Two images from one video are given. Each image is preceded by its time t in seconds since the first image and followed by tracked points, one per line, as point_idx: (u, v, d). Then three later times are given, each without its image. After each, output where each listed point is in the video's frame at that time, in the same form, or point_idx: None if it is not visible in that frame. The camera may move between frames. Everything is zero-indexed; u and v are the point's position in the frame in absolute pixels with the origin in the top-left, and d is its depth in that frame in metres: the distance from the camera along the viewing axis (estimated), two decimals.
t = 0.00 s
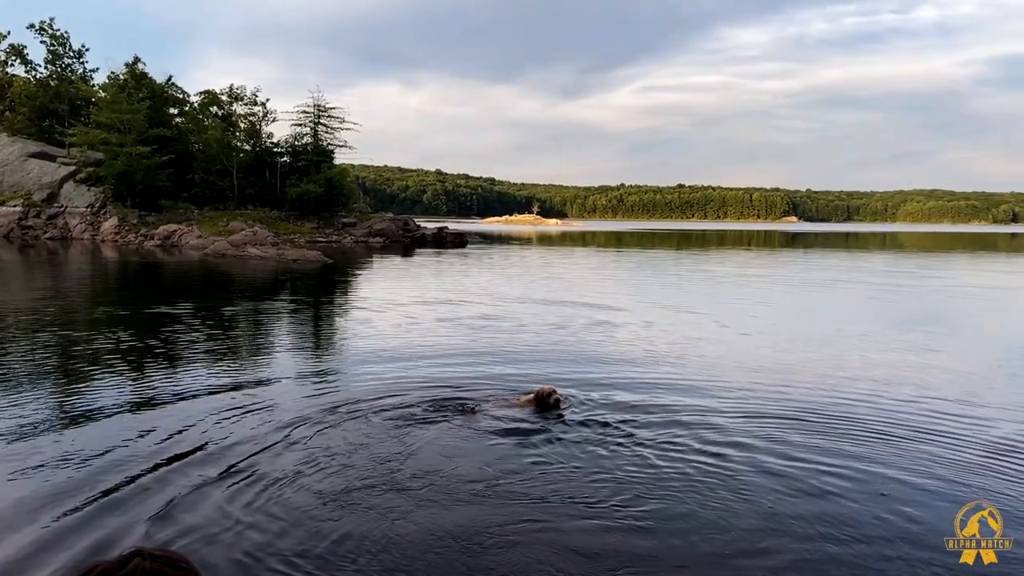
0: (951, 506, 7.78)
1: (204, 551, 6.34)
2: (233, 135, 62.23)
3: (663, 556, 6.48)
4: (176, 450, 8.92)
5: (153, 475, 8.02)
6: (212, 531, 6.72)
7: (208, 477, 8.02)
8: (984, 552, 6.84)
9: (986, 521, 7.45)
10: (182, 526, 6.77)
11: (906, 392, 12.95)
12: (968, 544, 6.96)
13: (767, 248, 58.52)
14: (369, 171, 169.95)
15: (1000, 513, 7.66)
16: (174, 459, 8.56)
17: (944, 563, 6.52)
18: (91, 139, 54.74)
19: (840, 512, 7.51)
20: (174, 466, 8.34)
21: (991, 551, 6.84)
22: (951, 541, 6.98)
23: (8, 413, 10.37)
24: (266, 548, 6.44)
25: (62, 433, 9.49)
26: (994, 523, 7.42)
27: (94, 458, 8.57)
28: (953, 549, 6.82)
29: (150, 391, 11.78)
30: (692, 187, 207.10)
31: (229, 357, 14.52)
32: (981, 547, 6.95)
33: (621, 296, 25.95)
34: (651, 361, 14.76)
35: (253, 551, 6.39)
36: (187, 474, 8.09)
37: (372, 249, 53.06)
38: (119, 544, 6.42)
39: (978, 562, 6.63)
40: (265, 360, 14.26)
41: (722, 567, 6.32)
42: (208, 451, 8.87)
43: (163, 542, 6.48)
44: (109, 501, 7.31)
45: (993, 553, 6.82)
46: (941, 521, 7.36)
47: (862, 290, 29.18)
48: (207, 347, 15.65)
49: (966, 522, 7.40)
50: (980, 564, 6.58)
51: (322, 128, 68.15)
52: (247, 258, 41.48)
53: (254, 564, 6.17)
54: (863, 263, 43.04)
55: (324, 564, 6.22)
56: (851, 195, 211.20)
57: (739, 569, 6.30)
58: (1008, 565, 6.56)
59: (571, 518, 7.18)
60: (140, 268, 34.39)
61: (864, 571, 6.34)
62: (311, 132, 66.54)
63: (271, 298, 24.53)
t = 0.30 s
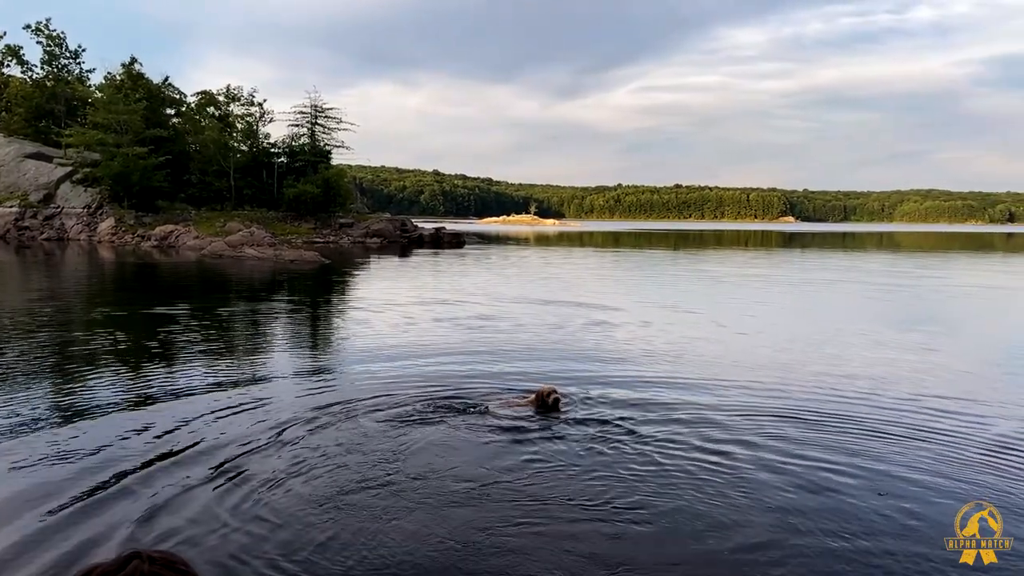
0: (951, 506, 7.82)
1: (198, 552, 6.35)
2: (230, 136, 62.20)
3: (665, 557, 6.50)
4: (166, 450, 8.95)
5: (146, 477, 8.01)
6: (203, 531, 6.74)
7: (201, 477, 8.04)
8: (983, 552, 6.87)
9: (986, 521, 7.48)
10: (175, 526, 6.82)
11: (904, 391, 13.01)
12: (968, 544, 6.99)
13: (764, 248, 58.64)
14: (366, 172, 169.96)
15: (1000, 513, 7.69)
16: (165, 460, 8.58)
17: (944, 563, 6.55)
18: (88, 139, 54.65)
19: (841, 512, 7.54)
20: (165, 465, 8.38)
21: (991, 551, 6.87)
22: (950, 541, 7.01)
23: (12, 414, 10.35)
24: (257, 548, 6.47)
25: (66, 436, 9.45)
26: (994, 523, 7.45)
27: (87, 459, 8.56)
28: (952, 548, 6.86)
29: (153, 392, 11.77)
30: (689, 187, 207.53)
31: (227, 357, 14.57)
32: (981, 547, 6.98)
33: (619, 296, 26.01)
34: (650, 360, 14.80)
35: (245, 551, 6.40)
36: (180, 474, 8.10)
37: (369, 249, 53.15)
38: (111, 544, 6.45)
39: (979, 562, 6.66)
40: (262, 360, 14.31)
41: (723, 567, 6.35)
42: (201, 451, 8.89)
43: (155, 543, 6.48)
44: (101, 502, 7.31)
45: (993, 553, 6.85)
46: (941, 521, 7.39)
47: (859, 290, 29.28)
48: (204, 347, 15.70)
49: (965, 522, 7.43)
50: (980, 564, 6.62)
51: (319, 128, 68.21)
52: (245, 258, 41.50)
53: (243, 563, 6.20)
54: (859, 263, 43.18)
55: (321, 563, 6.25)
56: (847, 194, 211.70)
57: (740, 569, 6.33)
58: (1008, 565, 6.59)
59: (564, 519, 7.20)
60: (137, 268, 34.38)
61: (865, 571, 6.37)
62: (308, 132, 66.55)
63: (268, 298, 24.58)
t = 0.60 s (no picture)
0: (951, 506, 7.79)
1: (184, 553, 6.34)
2: (227, 136, 62.15)
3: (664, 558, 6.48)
4: (157, 450, 8.94)
5: (137, 477, 7.99)
6: (192, 531, 6.74)
7: (193, 477, 8.03)
8: (983, 552, 6.85)
9: (986, 521, 7.45)
10: (164, 527, 6.81)
11: (903, 391, 13.00)
12: (969, 544, 6.96)
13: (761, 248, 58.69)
14: (364, 172, 169.91)
15: (1000, 513, 7.65)
16: (157, 460, 8.57)
17: (943, 563, 6.52)
18: (84, 140, 54.53)
19: (841, 512, 7.52)
20: (156, 465, 8.37)
21: (991, 551, 6.85)
22: (951, 541, 6.98)
23: (8, 414, 10.35)
24: (247, 548, 6.47)
25: (59, 435, 9.45)
26: (994, 523, 7.42)
27: (80, 459, 8.56)
28: (953, 548, 6.83)
29: (149, 392, 11.81)
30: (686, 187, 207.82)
31: (224, 358, 14.59)
32: (982, 547, 6.95)
33: (616, 296, 26.01)
34: (649, 361, 14.79)
35: (234, 552, 6.39)
36: (171, 474, 8.10)
37: (367, 250, 53.14)
38: (98, 545, 6.44)
39: (979, 562, 6.64)
40: (259, 362, 14.32)
41: (723, 567, 6.33)
42: (193, 451, 8.88)
43: (143, 543, 6.48)
44: (91, 502, 7.31)
45: (994, 553, 6.83)
46: (941, 521, 7.36)
47: (856, 290, 29.33)
48: (202, 348, 15.71)
49: (966, 522, 7.40)
50: (980, 564, 6.59)
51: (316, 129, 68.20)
52: (242, 259, 41.47)
53: (230, 565, 6.18)
54: (857, 263, 43.24)
55: (311, 563, 6.27)
56: (844, 195, 212.14)
57: (739, 570, 6.31)
58: (1009, 565, 6.56)
59: (558, 523, 7.13)
60: (134, 269, 34.36)
61: (864, 571, 6.35)
62: (305, 133, 66.51)
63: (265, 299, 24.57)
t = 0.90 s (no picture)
0: (951, 506, 7.79)
1: (179, 555, 6.33)
2: (224, 137, 62.09)
3: (663, 558, 6.51)
4: (153, 450, 8.94)
5: (136, 477, 8.03)
6: (186, 534, 6.73)
7: (187, 478, 8.03)
8: (983, 552, 6.86)
9: (985, 520, 7.46)
10: (158, 529, 6.81)
11: (902, 391, 13.01)
12: (968, 544, 6.97)
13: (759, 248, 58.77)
14: (361, 173, 169.79)
15: (1000, 513, 7.66)
16: (153, 461, 8.57)
17: (944, 564, 6.54)
18: (80, 141, 54.40)
19: (840, 512, 7.55)
20: (151, 466, 8.37)
21: (991, 552, 6.86)
22: (951, 541, 6.99)
23: (5, 415, 10.32)
24: (241, 550, 6.47)
25: (57, 436, 9.42)
26: (994, 523, 7.42)
27: (76, 461, 8.53)
28: (953, 549, 6.84)
29: (148, 393, 11.77)
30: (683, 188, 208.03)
31: (222, 358, 14.60)
32: (982, 547, 6.96)
33: (614, 296, 26.05)
34: (648, 360, 14.83)
35: (229, 554, 6.40)
36: (166, 475, 8.09)
37: (364, 250, 53.16)
38: (92, 548, 6.43)
39: (978, 562, 6.66)
40: (258, 362, 14.34)
41: (721, 567, 6.37)
42: (188, 452, 8.89)
43: (135, 545, 6.48)
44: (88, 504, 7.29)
45: (993, 553, 6.84)
46: (942, 521, 7.37)
47: (853, 289, 29.41)
48: (199, 349, 15.72)
49: (965, 521, 7.41)
50: (979, 564, 6.61)
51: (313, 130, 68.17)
52: (239, 260, 41.40)
53: (225, 567, 6.17)
54: (854, 263, 43.37)
55: (306, 563, 6.30)
56: (841, 195, 212.59)
57: (739, 570, 6.34)
58: (1008, 566, 6.57)
59: (555, 525, 7.11)
60: (130, 271, 34.28)
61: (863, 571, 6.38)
62: (302, 134, 66.51)
63: (263, 300, 24.58)
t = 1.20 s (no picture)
0: (951, 505, 7.83)
1: (174, 559, 6.32)
2: (221, 138, 62.05)
3: (665, 558, 6.53)
4: (151, 451, 8.95)
5: (132, 478, 8.05)
6: (182, 535, 6.73)
7: (182, 480, 8.03)
8: (983, 552, 6.90)
9: (986, 520, 7.49)
10: (154, 530, 6.82)
11: (900, 390, 13.06)
12: (969, 544, 7.01)
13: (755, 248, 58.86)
14: (358, 174, 169.68)
15: (1000, 513, 7.68)
16: (149, 462, 8.57)
17: (944, 564, 6.58)
18: (77, 142, 54.27)
19: (840, 512, 7.58)
20: (147, 467, 8.36)
21: (991, 552, 6.90)
22: (951, 541, 7.03)
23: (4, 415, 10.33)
24: (238, 551, 6.49)
25: (57, 436, 9.44)
26: (993, 523, 7.45)
27: (73, 462, 8.51)
28: (953, 549, 6.88)
29: (146, 394, 11.76)
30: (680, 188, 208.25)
31: (219, 360, 14.62)
32: (981, 547, 7.00)
33: (611, 296, 26.12)
34: (647, 360, 14.86)
35: (226, 555, 6.42)
36: (161, 477, 8.10)
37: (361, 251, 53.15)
38: (90, 549, 6.45)
39: (979, 563, 6.69)
40: (256, 363, 14.36)
41: (723, 567, 6.40)
42: (185, 452, 8.89)
43: (130, 546, 6.49)
44: (82, 506, 7.28)
45: (993, 553, 6.88)
46: (942, 521, 7.41)
47: (850, 288, 29.50)
48: (197, 349, 15.74)
49: (966, 521, 7.44)
50: (980, 565, 6.64)
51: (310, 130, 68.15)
52: (236, 261, 41.33)
53: (222, 568, 6.20)
54: (850, 262, 43.52)
55: (302, 562, 6.34)
56: (837, 195, 212.97)
57: (740, 570, 6.37)
58: (1009, 566, 6.60)
59: (554, 524, 7.14)
60: (128, 272, 34.22)
61: (863, 571, 6.42)
62: (299, 135, 66.50)
63: (260, 300, 24.59)
